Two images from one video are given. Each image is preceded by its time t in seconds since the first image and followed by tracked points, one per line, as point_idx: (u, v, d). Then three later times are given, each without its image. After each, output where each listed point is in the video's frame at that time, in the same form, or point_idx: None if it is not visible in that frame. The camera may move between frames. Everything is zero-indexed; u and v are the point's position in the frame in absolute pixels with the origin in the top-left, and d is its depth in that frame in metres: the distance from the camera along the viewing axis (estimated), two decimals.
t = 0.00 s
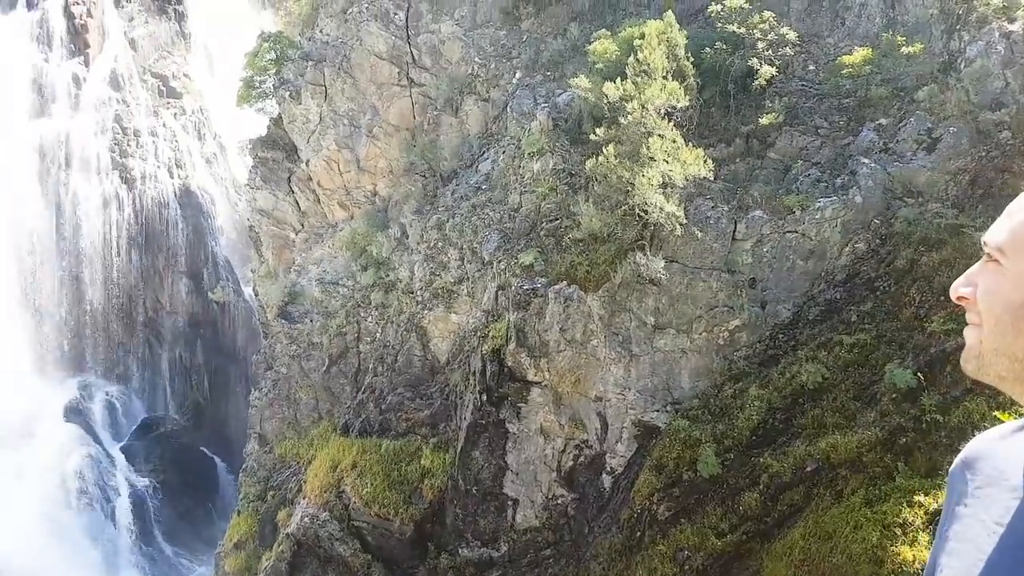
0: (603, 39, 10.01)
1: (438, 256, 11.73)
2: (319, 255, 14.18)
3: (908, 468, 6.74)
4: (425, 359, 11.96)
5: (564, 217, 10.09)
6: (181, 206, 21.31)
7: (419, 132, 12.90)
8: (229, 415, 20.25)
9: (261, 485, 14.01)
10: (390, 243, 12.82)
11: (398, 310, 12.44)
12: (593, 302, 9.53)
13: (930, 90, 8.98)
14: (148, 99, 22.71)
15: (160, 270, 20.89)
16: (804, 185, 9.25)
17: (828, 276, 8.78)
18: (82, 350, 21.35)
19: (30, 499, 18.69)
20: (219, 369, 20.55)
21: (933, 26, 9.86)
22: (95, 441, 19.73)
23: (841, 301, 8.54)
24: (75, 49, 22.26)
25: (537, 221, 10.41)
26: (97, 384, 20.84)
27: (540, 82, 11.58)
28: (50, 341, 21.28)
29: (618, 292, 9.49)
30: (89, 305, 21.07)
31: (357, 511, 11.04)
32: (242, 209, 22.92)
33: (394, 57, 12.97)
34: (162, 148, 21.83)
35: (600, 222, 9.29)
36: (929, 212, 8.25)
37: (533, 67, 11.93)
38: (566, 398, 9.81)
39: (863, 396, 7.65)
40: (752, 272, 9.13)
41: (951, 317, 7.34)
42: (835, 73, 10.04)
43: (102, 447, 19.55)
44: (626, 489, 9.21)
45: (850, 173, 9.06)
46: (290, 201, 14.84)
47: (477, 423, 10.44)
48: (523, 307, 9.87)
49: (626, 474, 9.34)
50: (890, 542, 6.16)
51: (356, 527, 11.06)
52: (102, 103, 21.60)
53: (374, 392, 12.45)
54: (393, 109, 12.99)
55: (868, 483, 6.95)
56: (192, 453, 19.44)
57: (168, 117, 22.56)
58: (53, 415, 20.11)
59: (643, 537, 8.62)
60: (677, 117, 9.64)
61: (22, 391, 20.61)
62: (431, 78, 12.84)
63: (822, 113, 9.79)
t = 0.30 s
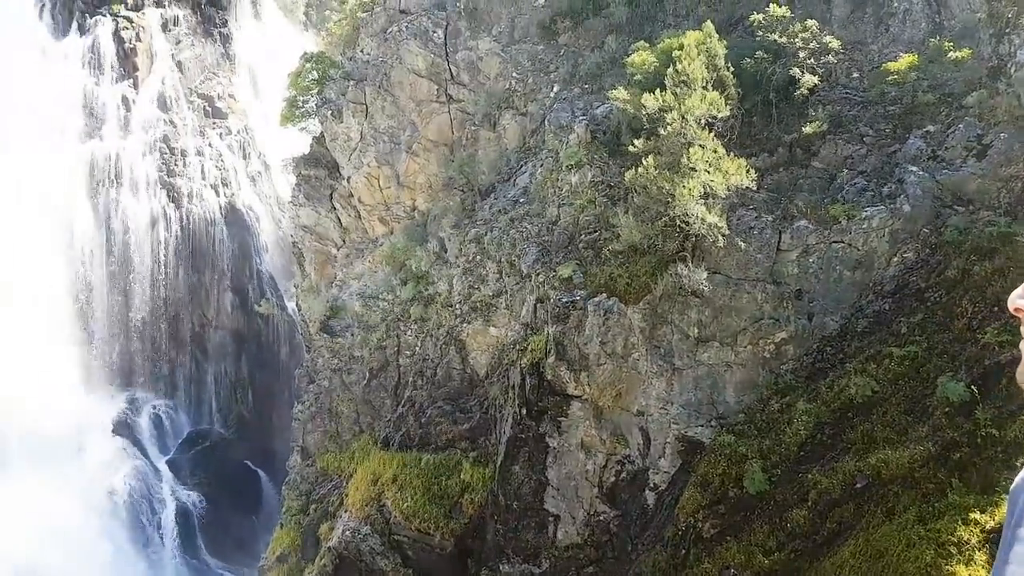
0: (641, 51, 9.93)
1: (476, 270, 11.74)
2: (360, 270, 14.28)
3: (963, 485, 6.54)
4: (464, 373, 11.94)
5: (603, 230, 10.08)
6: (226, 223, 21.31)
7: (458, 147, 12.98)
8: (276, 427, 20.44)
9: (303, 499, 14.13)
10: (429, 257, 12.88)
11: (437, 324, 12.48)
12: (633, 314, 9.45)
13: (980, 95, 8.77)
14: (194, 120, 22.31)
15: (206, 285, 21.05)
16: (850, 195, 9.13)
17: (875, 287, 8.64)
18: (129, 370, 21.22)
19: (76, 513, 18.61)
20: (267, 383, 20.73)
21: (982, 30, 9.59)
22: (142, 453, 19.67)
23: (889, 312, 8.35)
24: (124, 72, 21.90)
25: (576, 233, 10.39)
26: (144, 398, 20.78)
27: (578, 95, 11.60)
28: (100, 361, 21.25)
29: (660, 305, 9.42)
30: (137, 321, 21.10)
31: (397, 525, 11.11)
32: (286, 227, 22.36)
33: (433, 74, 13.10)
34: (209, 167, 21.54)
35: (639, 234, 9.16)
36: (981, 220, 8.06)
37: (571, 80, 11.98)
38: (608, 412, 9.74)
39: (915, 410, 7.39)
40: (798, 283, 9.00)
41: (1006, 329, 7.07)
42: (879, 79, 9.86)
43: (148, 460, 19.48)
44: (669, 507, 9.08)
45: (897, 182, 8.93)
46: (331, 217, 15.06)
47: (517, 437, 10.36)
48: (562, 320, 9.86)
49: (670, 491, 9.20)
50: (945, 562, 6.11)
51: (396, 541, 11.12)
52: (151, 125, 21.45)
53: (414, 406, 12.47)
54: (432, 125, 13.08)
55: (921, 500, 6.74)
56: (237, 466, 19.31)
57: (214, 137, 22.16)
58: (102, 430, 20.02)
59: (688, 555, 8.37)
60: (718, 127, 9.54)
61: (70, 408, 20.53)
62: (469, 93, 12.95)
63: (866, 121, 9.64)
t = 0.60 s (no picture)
0: (666, 66, 9.98)
1: (501, 284, 11.75)
2: (385, 284, 14.34)
3: (996, 503, 6.50)
4: (488, 387, 11.93)
5: (629, 244, 10.06)
6: (254, 239, 21.42)
7: (482, 163, 13.05)
8: (301, 440, 20.52)
9: (328, 512, 14.15)
10: (454, 271, 12.93)
11: (461, 338, 12.50)
12: (659, 329, 9.42)
13: (1011, 108, 8.77)
14: (222, 137, 22.59)
15: (234, 298, 21.18)
16: (878, 209, 9.04)
17: (907, 301, 8.48)
18: (157, 384, 21.31)
19: (105, 527, 18.27)
20: (293, 396, 20.91)
21: (1014, 43, 9.54)
22: (169, 467, 19.67)
23: (919, 327, 8.22)
24: (154, 90, 22.14)
25: (601, 247, 10.37)
26: (172, 412, 20.83)
27: (603, 109, 11.61)
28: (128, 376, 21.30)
29: (686, 319, 9.36)
30: (164, 336, 21.21)
31: (421, 540, 11.19)
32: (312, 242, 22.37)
33: (458, 90, 13.21)
34: (237, 183, 21.78)
35: (665, 248, 9.27)
36: (1014, 233, 8.09)
37: (596, 94, 12.02)
38: (633, 427, 9.66)
39: (946, 427, 7.29)
40: (826, 297, 8.90)
41: None
42: (909, 93, 9.79)
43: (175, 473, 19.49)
44: (696, 524, 8.91)
45: (928, 195, 8.86)
46: (357, 232, 15.21)
47: (542, 452, 10.31)
48: (587, 334, 9.83)
49: (697, 508, 9.05)
50: None
51: (421, 556, 11.16)
52: (181, 141, 21.68)
53: (438, 420, 12.43)
54: (457, 141, 13.19)
55: (952, 519, 6.65)
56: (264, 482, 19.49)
57: (242, 153, 22.43)
58: (129, 445, 19.86)
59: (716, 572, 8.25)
60: (744, 140, 9.50)
61: (96, 424, 20.34)
62: (494, 108, 13.02)
63: (895, 134, 9.53)
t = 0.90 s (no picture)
0: (696, 77, 9.95)
1: (528, 295, 11.69)
2: (413, 295, 14.35)
3: None
4: (516, 400, 11.92)
5: (658, 256, 9.96)
6: (286, 250, 21.17)
7: (510, 175, 13.04)
8: (332, 449, 20.56)
9: (357, 523, 14.16)
10: (482, 283, 12.94)
11: (489, 350, 12.49)
12: (689, 342, 9.36)
13: None
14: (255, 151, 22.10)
15: (265, 309, 21.17)
16: (915, 220, 8.93)
17: (944, 314, 8.36)
18: (191, 399, 21.11)
19: (141, 540, 18.39)
20: (324, 406, 20.91)
21: None
22: (202, 475, 19.80)
23: (959, 341, 8.04)
24: (188, 105, 21.64)
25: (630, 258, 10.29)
26: (204, 421, 20.87)
27: (632, 121, 11.65)
28: (163, 392, 21.13)
29: (718, 332, 9.28)
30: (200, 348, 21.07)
31: (450, 553, 11.20)
32: (341, 253, 21.78)
33: (486, 103, 13.22)
34: (270, 197, 21.38)
35: (696, 259, 9.16)
36: None
37: (625, 105, 12.06)
38: (663, 441, 9.57)
39: (987, 442, 7.10)
40: (860, 310, 8.79)
41: None
42: (945, 102, 9.59)
43: (208, 483, 19.66)
44: (728, 541, 8.88)
45: (966, 207, 8.72)
46: (386, 244, 15.30)
47: (570, 466, 10.25)
48: (616, 346, 9.75)
49: (730, 524, 8.99)
50: None
51: (449, 568, 11.22)
52: (214, 155, 21.47)
53: (465, 433, 12.42)
54: (484, 153, 13.19)
55: (996, 537, 6.45)
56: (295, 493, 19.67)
57: (274, 168, 21.93)
58: (163, 455, 19.96)
59: None
60: (777, 151, 9.34)
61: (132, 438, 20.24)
62: (522, 121, 13.02)
63: (931, 143, 9.39)
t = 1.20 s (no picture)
0: (736, 84, 9.88)
1: (566, 306, 11.61)
2: (450, 307, 14.38)
3: None
4: (554, 411, 11.90)
5: (697, 267, 9.87)
6: (327, 263, 21.17)
7: (547, 186, 13.04)
8: (371, 458, 20.66)
9: (396, 534, 14.21)
10: (519, 293, 12.95)
11: (526, 360, 12.46)
12: (730, 354, 9.23)
13: None
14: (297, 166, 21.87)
15: (307, 321, 21.22)
16: (964, 228, 8.77)
17: (998, 325, 7.99)
18: (235, 412, 21.11)
19: (183, 550, 18.68)
20: (366, 416, 21.04)
21: None
22: (245, 485, 19.91)
23: (1014, 352, 7.78)
24: (232, 122, 21.55)
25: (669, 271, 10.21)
26: (248, 431, 20.88)
27: (671, 130, 11.58)
28: (208, 406, 21.01)
29: (761, 343, 9.10)
30: (243, 361, 21.00)
31: (489, 565, 11.12)
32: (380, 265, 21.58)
33: (523, 115, 13.26)
34: (311, 211, 21.33)
35: (738, 268, 8.98)
36: None
37: (664, 113, 12.00)
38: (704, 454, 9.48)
39: None
40: (911, 321, 8.51)
41: None
42: (996, 107, 9.35)
43: (251, 493, 19.76)
44: (774, 558, 8.83)
45: (1017, 215, 8.55)
46: (423, 256, 15.41)
47: (609, 477, 10.33)
48: (656, 357, 9.77)
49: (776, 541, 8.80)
50: None
51: None
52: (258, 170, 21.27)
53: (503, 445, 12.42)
54: (521, 164, 13.20)
55: None
56: (335, 505, 19.81)
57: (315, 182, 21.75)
58: (207, 466, 20.11)
59: None
60: (820, 159, 9.23)
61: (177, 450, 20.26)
62: (559, 132, 13.01)
63: (981, 148, 9.19)
